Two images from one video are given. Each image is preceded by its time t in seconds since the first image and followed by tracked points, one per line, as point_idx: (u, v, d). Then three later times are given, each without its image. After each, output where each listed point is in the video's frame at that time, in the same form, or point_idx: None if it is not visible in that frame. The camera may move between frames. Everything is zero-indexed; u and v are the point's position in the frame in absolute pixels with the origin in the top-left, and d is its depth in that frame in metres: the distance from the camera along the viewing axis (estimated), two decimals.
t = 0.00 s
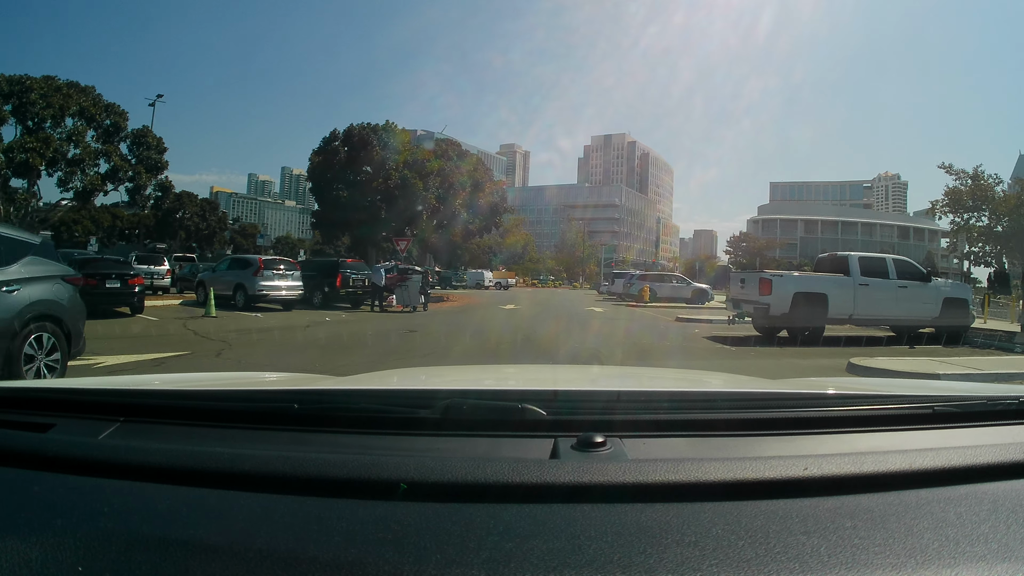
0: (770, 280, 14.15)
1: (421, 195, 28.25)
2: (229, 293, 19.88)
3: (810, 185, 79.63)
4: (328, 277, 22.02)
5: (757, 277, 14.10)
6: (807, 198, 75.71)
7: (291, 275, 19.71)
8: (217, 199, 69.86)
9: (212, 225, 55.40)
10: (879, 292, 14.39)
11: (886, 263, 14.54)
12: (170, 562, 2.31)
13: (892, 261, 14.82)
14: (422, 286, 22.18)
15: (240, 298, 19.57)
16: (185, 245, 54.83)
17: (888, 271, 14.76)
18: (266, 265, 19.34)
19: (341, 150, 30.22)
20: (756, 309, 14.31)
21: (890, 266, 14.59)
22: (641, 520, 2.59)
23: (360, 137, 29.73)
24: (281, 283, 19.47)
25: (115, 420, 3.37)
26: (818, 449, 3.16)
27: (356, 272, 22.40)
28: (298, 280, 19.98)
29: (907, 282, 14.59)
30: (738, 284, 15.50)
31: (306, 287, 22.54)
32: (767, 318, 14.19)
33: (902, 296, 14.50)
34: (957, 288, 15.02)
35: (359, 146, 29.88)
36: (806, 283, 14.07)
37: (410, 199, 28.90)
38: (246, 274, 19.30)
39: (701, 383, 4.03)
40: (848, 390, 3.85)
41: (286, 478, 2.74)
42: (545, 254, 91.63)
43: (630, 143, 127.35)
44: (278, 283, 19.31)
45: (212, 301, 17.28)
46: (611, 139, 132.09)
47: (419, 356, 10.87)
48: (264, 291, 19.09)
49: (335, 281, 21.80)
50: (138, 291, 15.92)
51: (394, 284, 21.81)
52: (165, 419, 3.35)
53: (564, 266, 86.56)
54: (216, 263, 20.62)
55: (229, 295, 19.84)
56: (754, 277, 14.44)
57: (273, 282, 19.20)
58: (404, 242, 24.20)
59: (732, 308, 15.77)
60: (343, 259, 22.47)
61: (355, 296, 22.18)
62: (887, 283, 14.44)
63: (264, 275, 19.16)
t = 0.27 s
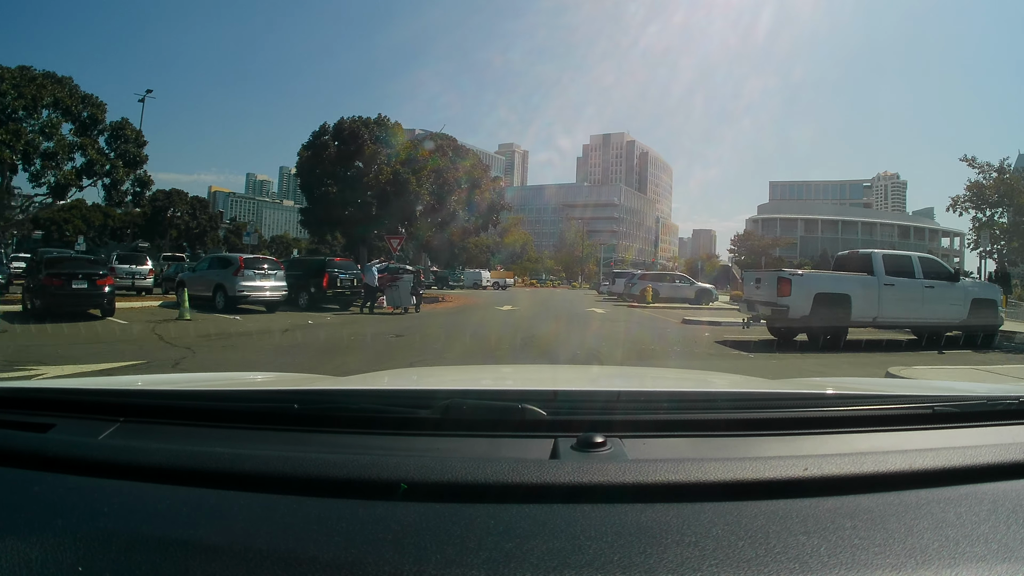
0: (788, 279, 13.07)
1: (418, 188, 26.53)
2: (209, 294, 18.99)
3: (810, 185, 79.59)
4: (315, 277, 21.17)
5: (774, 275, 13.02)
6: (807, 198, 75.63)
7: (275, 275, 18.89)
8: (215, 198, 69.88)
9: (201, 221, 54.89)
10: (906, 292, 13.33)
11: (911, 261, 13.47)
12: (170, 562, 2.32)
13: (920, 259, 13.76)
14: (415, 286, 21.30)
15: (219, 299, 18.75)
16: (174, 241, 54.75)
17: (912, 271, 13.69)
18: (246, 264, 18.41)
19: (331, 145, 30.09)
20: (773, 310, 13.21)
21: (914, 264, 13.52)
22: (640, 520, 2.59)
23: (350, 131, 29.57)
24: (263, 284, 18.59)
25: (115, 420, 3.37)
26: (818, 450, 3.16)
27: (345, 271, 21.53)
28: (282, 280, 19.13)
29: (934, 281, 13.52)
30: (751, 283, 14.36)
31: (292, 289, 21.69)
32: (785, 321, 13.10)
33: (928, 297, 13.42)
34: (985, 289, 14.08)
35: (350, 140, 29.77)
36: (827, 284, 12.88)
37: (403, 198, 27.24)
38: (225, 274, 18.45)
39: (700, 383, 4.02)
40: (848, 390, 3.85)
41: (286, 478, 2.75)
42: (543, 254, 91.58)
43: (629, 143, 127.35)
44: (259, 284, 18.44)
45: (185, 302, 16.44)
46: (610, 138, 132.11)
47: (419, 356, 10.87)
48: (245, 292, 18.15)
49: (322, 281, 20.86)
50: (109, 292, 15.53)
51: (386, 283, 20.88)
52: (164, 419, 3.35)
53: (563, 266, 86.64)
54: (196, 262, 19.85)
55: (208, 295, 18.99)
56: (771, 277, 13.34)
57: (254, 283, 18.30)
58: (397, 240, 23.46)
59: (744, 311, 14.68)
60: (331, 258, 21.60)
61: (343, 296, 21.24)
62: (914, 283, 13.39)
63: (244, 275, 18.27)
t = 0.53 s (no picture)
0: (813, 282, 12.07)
1: (406, 187, 25.14)
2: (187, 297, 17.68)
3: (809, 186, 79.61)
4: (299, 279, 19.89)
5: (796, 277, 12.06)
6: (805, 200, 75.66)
7: (256, 276, 17.60)
8: (213, 200, 69.98)
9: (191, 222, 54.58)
10: (936, 295, 12.51)
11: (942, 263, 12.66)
12: (170, 562, 2.31)
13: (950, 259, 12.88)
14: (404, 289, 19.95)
15: (196, 303, 17.42)
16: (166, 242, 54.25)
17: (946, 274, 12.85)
18: (224, 264, 17.05)
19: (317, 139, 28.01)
20: (796, 316, 12.26)
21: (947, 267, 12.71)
22: (640, 520, 2.59)
23: (338, 127, 26.72)
24: (243, 285, 17.30)
25: (115, 420, 3.37)
26: (818, 449, 3.16)
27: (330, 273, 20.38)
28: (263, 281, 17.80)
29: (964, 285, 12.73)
30: (770, 285, 13.40)
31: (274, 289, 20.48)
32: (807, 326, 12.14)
33: (959, 300, 12.65)
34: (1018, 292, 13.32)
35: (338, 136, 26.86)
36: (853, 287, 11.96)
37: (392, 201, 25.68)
38: (202, 275, 17.14)
39: (700, 383, 4.02)
40: (847, 390, 3.85)
41: (286, 478, 2.75)
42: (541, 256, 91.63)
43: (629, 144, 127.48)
44: (239, 286, 17.14)
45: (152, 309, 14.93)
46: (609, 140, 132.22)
47: (420, 356, 10.82)
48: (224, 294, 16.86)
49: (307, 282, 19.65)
50: (74, 294, 15.02)
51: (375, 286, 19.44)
52: (164, 419, 3.35)
53: (562, 268, 86.76)
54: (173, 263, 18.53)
55: (185, 299, 17.71)
56: (794, 278, 12.32)
57: (233, 285, 17.01)
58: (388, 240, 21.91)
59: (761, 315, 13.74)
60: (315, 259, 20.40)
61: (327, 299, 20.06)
62: (945, 285, 12.57)
63: (221, 276, 16.93)
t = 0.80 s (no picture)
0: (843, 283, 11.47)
1: (399, 182, 24.22)
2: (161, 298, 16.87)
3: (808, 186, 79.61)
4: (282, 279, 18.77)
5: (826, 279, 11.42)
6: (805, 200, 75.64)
7: (234, 276, 16.82)
8: (212, 200, 70.02)
9: (180, 219, 55.04)
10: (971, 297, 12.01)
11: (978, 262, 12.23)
12: (170, 563, 2.31)
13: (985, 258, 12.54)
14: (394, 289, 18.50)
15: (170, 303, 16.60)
16: (155, 240, 54.70)
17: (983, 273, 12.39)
18: (199, 263, 16.26)
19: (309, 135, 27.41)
20: (826, 319, 11.63)
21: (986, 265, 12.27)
22: (640, 520, 2.59)
23: (329, 120, 26.73)
24: (219, 285, 16.42)
25: (115, 420, 3.37)
26: (818, 449, 3.16)
27: (315, 272, 18.98)
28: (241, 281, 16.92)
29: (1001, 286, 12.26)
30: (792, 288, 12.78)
31: (258, 292, 19.46)
32: (839, 330, 11.59)
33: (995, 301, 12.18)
34: None
35: (329, 130, 26.86)
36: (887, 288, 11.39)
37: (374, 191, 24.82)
38: (176, 274, 16.28)
39: (700, 382, 4.02)
40: (847, 390, 3.85)
41: (286, 478, 2.75)
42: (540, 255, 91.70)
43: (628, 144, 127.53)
44: (215, 286, 16.35)
45: (117, 309, 14.03)
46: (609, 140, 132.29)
47: (421, 356, 10.81)
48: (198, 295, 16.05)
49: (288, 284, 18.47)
50: (30, 296, 13.68)
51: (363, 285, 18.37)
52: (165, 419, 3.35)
53: (561, 268, 86.84)
54: (148, 262, 17.62)
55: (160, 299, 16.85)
56: (823, 279, 11.70)
57: (208, 285, 16.22)
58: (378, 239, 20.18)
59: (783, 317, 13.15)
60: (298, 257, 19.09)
61: (312, 300, 18.72)
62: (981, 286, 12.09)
63: (195, 276, 16.11)
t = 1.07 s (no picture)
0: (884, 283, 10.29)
1: (388, 176, 23.62)
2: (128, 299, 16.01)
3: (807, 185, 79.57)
4: (260, 279, 17.97)
5: (865, 279, 10.23)
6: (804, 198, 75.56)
7: (206, 276, 15.84)
8: (209, 199, 70.19)
9: (168, 217, 55.25)
10: None
11: None
12: (169, 563, 2.31)
13: None
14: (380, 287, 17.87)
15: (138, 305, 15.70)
16: (143, 240, 54.94)
17: None
18: (166, 262, 15.28)
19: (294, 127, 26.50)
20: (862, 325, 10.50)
21: None
22: (640, 520, 2.59)
23: (314, 110, 25.94)
24: (187, 285, 15.44)
25: (115, 420, 3.36)
26: (819, 450, 3.16)
27: (295, 271, 18.25)
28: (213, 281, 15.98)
29: None
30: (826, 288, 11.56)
31: (234, 294, 18.57)
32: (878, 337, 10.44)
33: None
34: None
35: (314, 121, 26.03)
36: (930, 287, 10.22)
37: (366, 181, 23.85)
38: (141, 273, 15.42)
39: (699, 383, 4.03)
40: (847, 390, 3.85)
41: (285, 477, 2.75)
42: (539, 254, 91.72)
43: (627, 143, 127.65)
44: (184, 286, 15.36)
45: (71, 313, 13.17)
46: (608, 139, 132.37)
47: (420, 356, 10.83)
48: (167, 296, 15.11)
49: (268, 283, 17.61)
50: None
51: (347, 284, 17.24)
52: (164, 419, 3.35)
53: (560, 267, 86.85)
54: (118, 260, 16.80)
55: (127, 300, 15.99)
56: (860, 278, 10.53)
57: (176, 285, 15.24)
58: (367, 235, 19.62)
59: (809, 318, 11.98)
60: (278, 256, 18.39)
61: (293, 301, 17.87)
62: None
63: (162, 275, 15.15)
